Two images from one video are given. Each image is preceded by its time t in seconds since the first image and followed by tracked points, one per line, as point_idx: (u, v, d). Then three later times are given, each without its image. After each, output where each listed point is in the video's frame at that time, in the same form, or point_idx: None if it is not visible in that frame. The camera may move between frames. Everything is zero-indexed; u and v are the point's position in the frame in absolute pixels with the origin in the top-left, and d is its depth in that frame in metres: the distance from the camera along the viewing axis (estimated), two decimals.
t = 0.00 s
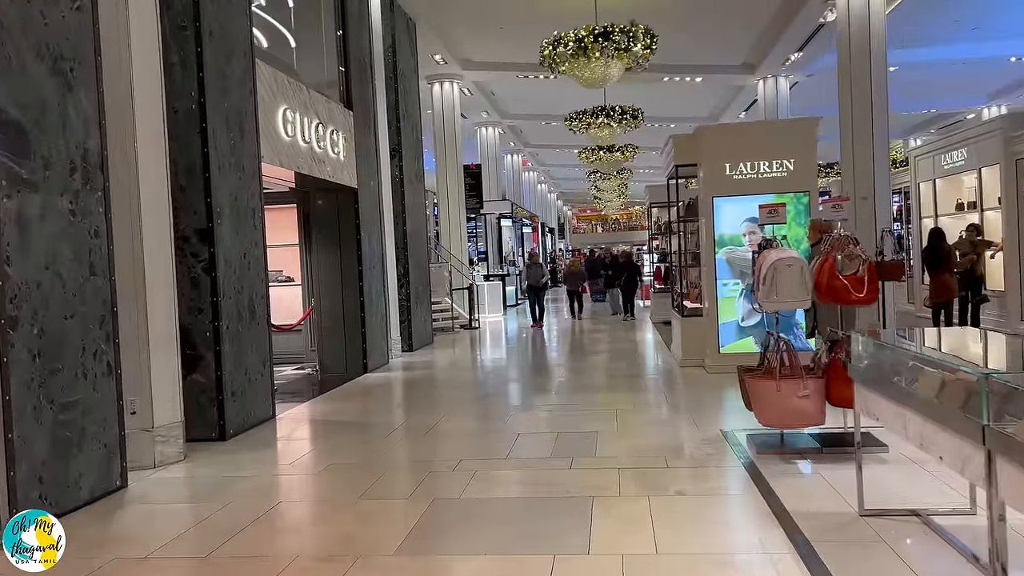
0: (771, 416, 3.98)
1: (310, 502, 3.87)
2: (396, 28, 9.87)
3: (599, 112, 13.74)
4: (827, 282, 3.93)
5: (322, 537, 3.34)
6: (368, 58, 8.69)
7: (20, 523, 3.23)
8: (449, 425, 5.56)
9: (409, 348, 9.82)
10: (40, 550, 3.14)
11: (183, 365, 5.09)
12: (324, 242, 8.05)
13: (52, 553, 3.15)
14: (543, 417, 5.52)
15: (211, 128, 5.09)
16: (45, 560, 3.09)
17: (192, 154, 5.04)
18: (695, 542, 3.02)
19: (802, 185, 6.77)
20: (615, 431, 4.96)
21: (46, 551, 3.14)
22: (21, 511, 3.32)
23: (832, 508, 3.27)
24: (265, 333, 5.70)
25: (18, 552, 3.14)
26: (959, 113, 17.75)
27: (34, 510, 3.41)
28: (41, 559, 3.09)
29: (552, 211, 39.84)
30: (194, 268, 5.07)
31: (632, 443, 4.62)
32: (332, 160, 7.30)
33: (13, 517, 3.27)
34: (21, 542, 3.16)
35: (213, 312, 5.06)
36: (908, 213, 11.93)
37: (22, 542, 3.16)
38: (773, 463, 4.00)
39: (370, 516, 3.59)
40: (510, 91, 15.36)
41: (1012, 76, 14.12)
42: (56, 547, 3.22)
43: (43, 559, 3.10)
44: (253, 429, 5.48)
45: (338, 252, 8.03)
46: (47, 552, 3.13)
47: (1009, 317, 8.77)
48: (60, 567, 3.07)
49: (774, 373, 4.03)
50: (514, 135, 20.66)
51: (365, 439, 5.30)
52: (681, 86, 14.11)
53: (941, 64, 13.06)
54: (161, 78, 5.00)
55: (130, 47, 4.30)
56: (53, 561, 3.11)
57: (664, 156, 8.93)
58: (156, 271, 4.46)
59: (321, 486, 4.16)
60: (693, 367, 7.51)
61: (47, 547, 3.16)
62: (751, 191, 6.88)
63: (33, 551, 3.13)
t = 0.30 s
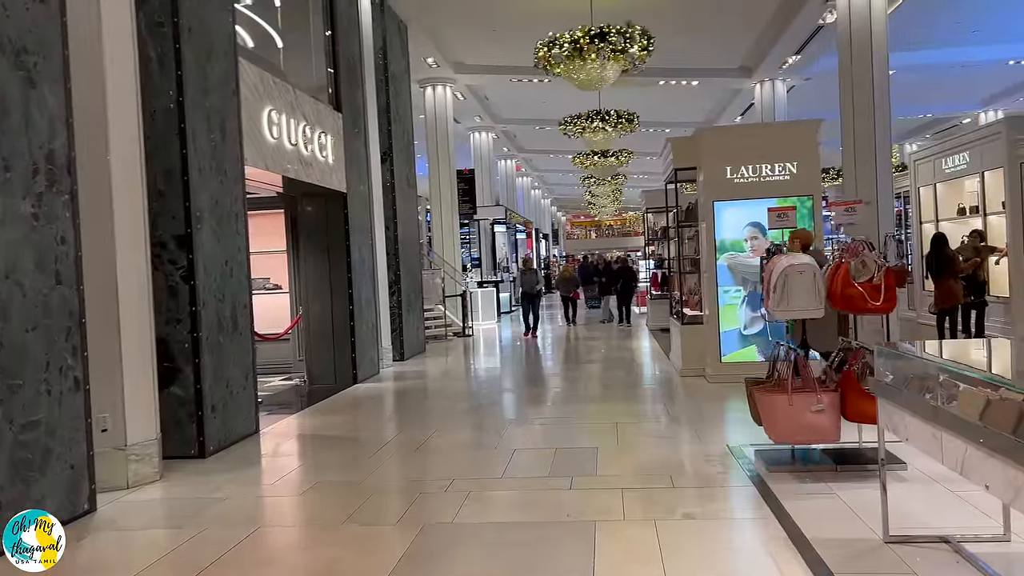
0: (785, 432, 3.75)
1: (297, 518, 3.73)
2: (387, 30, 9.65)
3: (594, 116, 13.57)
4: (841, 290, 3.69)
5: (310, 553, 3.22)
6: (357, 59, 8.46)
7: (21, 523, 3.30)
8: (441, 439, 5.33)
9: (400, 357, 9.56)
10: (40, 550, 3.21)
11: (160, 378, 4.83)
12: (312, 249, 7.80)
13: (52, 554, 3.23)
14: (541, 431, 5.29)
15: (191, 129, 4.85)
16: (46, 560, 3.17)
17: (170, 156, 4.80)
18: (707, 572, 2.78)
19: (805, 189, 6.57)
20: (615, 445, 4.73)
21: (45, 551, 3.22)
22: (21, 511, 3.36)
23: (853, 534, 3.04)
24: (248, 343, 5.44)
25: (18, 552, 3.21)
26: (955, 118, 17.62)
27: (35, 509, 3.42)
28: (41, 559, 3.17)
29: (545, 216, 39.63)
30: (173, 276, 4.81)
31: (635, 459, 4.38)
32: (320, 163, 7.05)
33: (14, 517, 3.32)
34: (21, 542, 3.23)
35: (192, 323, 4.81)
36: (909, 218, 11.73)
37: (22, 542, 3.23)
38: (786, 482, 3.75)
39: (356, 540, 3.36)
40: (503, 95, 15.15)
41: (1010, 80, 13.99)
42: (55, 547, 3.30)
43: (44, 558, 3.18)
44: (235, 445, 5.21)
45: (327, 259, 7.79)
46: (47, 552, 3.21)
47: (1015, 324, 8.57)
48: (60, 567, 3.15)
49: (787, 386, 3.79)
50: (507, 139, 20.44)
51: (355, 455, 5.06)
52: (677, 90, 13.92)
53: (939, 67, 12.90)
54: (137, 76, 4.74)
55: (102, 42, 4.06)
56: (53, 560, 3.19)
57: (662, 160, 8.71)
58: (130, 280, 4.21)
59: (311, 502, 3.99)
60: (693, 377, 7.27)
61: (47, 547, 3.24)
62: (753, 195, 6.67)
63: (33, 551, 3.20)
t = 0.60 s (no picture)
0: (793, 443, 3.54)
1: (283, 527, 3.60)
2: (377, 27, 9.44)
3: (588, 116, 13.38)
4: (853, 292, 3.50)
5: (296, 564, 3.10)
6: (346, 55, 8.23)
7: (21, 523, 3.31)
8: (432, 447, 5.11)
9: (391, 361, 9.32)
10: (41, 551, 3.23)
11: (134, 385, 4.60)
12: (298, 251, 7.57)
13: (52, 553, 3.24)
14: (535, 439, 5.08)
15: (167, 123, 4.62)
16: (46, 561, 3.18)
17: (145, 152, 4.56)
18: None
19: (806, 188, 6.38)
20: (613, 455, 4.52)
21: (46, 552, 3.23)
22: (22, 511, 3.37)
23: (871, 554, 2.83)
24: (229, 349, 5.20)
25: (17, 552, 3.23)
26: (952, 120, 17.49)
27: (34, 509, 3.42)
28: (41, 559, 3.19)
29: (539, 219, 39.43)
30: (147, 277, 4.58)
31: (634, 471, 4.16)
32: (306, 162, 6.82)
33: (14, 517, 3.32)
34: (21, 542, 3.25)
35: (168, 327, 4.57)
36: (909, 220, 11.55)
37: (22, 541, 3.25)
38: (796, 496, 3.54)
39: (338, 558, 3.14)
40: (496, 95, 14.95)
41: (1009, 80, 13.84)
42: (56, 547, 3.30)
43: (43, 559, 3.19)
44: (214, 455, 4.97)
45: (314, 261, 7.56)
46: (47, 552, 3.23)
47: (1019, 327, 8.38)
48: (60, 567, 3.16)
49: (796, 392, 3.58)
50: (501, 141, 20.23)
51: (342, 464, 4.85)
52: (673, 89, 13.73)
53: (938, 66, 12.73)
54: (109, 67, 4.50)
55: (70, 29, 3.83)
56: (53, 561, 3.21)
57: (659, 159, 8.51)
58: (100, 281, 3.98)
59: (299, 512, 3.84)
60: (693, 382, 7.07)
61: (48, 547, 3.25)
62: (753, 195, 6.48)
63: (33, 551, 3.22)
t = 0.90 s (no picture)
0: (803, 462, 3.31)
1: (258, 550, 3.38)
2: (367, 27, 9.22)
3: (583, 120, 13.18)
4: (862, 300, 3.28)
5: None
6: (334, 55, 8.02)
7: (21, 523, 3.25)
8: (421, 462, 4.91)
9: (380, 369, 9.07)
10: (41, 551, 3.19)
11: (104, 397, 4.36)
12: (283, 256, 7.34)
13: (52, 554, 3.22)
14: (529, 453, 4.86)
15: (139, 122, 4.39)
16: (46, 561, 3.18)
17: (115, 152, 4.33)
18: None
19: (808, 191, 6.18)
20: (608, 473, 4.29)
21: (46, 552, 3.21)
22: (22, 511, 3.31)
23: None
24: (205, 359, 4.97)
25: (17, 551, 3.19)
26: (949, 124, 17.37)
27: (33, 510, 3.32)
28: (42, 560, 3.17)
29: (534, 223, 39.22)
30: (117, 284, 4.35)
31: (630, 490, 3.93)
32: (290, 164, 6.58)
33: (14, 517, 3.26)
34: (21, 541, 3.19)
35: (140, 336, 4.34)
36: (908, 225, 11.38)
37: (22, 542, 3.19)
38: (802, 518, 3.32)
39: None
40: (489, 98, 14.75)
41: (1007, 84, 13.71)
42: (56, 547, 3.28)
43: (44, 560, 3.18)
44: (188, 471, 4.73)
45: (300, 266, 7.32)
46: (48, 552, 3.21)
47: None
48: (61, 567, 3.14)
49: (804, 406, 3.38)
50: (494, 145, 20.03)
51: (325, 480, 4.64)
52: (669, 92, 13.55)
53: (938, 69, 12.56)
54: (78, 62, 4.28)
55: (32, 20, 3.60)
56: (53, 562, 3.20)
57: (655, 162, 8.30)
58: (62, 288, 3.75)
59: (286, 527, 3.69)
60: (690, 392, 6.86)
61: (48, 547, 3.22)
62: (753, 199, 6.28)
63: (33, 551, 3.18)
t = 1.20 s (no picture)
0: (813, 474, 3.11)
1: (236, 565, 3.19)
2: (359, 22, 9.02)
3: (579, 119, 13.00)
4: (879, 303, 3.08)
5: None
6: (324, 50, 7.81)
7: (21, 523, 3.37)
8: (414, 469, 4.75)
9: (372, 373, 8.85)
10: (41, 551, 3.26)
11: (76, 404, 4.14)
12: (271, 256, 7.13)
13: (52, 553, 3.29)
14: (524, 460, 4.69)
15: (115, 114, 4.18)
16: (45, 561, 3.22)
17: (89, 146, 4.13)
18: None
19: (811, 189, 6.00)
20: (607, 482, 4.11)
21: (47, 553, 3.27)
22: (23, 511, 3.46)
23: None
24: (186, 364, 4.76)
25: (19, 551, 3.27)
26: (948, 126, 17.24)
27: (35, 510, 3.50)
28: (41, 560, 3.23)
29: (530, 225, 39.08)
30: (91, 284, 4.13)
31: (629, 501, 3.73)
32: (278, 160, 6.37)
33: (15, 518, 3.40)
34: (21, 542, 3.29)
35: (115, 339, 4.13)
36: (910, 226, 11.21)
37: (22, 542, 3.29)
38: (814, 535, 3.11)
39: None
40: (485, 97, 14.57)
41: (1008, 84, 13.58)
42: (57, 547, 3.36)
43: (43, 560, 3.23)
44: (167, 481, 4.51)
45: (288, 266, 7.11)
46: (47, 552, 3.27)
47: None
48: (60, 567, 3.21)
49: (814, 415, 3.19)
50: (490, 145, 19.86)
51: (315, 487, 4.48)
52: (667, 91, 13.38)
53: (938, 69, 12.41)
54: (49, 51, 4.07)
55: None
56: (53, 561, 3.25)
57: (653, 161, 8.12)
58: (27, 287, 3.54)
59: (274, 536, 3.58)
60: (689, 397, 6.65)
61: (48, 547, 3.29)
62: (755, 198, 6.09)
63: (33, 551, 3.26)
